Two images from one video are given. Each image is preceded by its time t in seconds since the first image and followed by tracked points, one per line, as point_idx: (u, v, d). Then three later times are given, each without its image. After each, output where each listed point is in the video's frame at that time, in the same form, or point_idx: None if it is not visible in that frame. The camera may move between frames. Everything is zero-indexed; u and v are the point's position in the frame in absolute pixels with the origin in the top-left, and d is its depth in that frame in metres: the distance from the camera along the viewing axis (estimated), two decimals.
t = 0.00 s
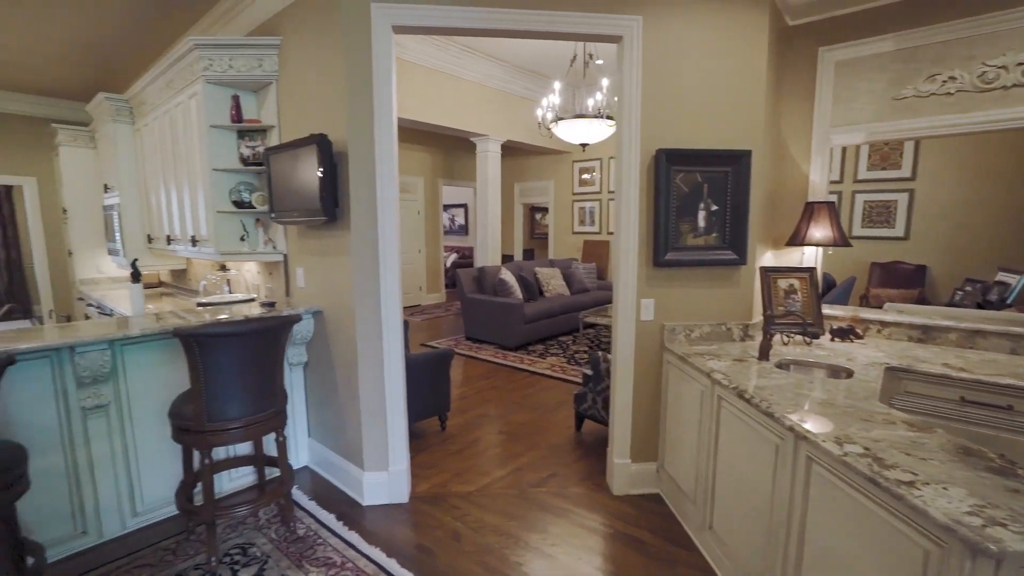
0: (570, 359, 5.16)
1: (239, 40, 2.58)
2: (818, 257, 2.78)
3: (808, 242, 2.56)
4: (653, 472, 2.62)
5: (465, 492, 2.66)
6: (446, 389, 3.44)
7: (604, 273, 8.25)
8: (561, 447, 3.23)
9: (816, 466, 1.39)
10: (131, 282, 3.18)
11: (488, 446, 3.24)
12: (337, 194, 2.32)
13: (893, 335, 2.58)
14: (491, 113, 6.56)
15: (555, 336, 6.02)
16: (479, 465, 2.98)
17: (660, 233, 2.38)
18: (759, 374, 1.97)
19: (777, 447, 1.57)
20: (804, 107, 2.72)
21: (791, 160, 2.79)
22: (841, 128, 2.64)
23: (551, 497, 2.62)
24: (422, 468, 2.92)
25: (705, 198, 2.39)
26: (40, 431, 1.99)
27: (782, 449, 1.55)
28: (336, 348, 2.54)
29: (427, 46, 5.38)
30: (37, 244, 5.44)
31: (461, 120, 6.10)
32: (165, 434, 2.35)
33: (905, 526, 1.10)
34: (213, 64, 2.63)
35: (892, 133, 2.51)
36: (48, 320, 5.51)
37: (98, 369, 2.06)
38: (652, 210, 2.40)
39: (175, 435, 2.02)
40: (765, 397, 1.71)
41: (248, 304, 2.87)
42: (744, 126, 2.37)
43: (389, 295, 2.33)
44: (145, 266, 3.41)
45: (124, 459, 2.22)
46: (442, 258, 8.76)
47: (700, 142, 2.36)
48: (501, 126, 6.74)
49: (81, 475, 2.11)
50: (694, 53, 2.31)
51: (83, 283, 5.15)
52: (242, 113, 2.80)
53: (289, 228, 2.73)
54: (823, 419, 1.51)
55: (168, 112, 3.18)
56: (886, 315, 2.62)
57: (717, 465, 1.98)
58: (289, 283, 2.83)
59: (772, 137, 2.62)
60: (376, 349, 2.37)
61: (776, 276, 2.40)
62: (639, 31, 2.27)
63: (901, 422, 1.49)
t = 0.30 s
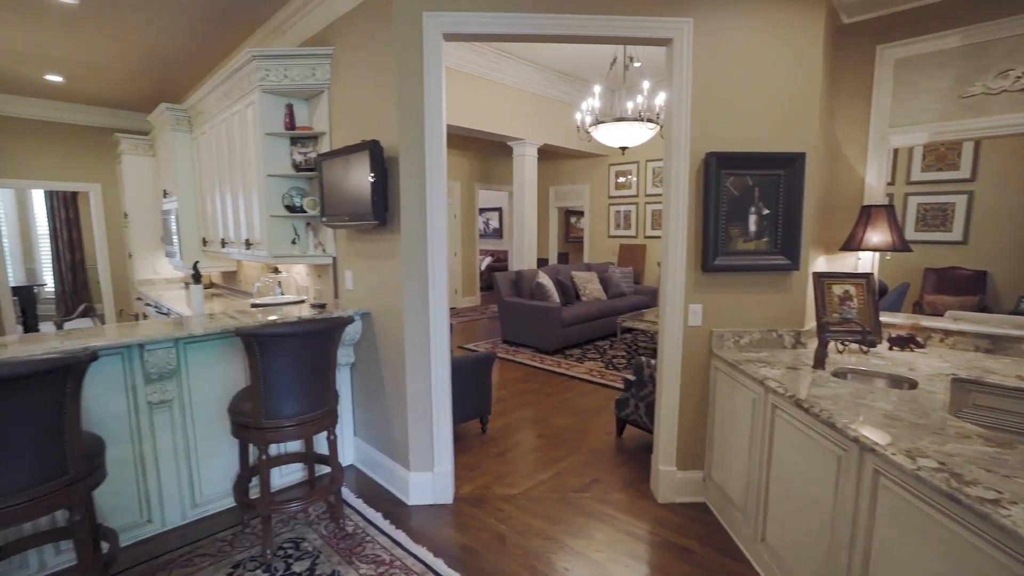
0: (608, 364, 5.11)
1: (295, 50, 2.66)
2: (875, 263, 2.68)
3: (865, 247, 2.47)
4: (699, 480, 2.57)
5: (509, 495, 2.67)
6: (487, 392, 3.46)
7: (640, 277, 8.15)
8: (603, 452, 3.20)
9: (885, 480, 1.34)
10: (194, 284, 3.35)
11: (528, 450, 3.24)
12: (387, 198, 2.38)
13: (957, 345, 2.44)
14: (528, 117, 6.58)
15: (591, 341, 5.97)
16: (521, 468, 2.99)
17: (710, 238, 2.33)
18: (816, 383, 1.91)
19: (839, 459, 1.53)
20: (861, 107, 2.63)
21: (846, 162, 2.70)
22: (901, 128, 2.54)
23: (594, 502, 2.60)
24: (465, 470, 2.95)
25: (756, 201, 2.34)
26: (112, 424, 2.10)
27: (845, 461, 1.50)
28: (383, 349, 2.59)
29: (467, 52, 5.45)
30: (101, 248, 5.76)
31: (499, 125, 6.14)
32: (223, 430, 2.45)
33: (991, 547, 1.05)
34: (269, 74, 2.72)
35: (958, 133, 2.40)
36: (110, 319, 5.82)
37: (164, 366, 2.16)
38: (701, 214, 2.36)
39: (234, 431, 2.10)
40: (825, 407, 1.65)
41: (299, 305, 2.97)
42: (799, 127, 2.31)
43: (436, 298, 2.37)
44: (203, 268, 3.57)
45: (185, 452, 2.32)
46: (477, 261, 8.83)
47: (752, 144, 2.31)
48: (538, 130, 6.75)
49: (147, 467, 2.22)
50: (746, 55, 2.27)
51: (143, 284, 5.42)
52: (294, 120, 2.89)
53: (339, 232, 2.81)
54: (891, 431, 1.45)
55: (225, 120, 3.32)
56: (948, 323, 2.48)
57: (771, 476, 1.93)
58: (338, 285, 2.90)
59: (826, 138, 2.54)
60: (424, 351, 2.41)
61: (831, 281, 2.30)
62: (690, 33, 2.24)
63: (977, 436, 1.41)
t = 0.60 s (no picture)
0: (647, 370, 5.03)
1: (344, 60, 2.74)
2: (937, 269, 2.55)
3: (927, 253, 2.36)
4: (746, 492, 2.51)
5: (549, 500, 2.66)
6: (527, 396, 3.46)
7: (677, 282, 8.00)
8: (644, 460, 3.15)
9: (958, 499, 1.28)
10: (245, 286, 3.41)
11: (568, 455, 3.22)
12: (434, 203, 2.41)
13: None
14: (565, 120, 6.56)
15: (628, 346, 5.90)
16: (562, 473, 2.97)
17: (759, 243, 2.28)
18: (875, 394, 1.83)
19: (904, 474, 1.46)
20: (922, 107, 2.52)
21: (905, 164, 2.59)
22: (964, 129, 2.40)
23: (636, 510, 2.56)
24: (505, 474, 2.95)
25: (809, 205, 2.26)
26: (172, 419, 2.20)
27: (912, 477, 1.44)
28: (427, 352, 2.63)
29: (506, 57, 5.48)
30: (156, 250, 6.03)
31: (535, 129, 6.15)
32: (273, 429, 2.52)
33: None
34: (319, 83, 2.80)
35: None
36: (163, 318, 6.08)
37: (221, 365, 2.25)
38: (749, 218, 2.31)
39: (285, 429, 2.16)
40: (888, 420, 1.58)
41: (345, 308, 3.04)
42: (855, 128, 2.23)
43: (481, 301, 2.39)
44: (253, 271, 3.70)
45: (238, 449, 2.41)
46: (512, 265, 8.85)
47: (805, 147, 2.25)
48: (575, 134, 6.72)
49: (203, 461, 2.31)
50: (799, 55, 2.21)
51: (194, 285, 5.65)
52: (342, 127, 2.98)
53: (384, 236, 2.87)
54: (963, 446, 1.38)
55: (276, 128, 3.44)
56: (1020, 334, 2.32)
57: (826, 489, 1.87)
58: (382, 288, 2.96)
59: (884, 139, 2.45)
60: (468, 354, 2.43)
61: (887, 288, 2.19)
62: (740, 34, 2.20)
63: None
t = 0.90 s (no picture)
0: (684, 376, 4.93)
1: (388, 67, 2.79)
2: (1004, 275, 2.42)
3: (994, 258, 2.23)
4: (794, 505, 2.42)
5: (588, 506, 2.64)
6: (564, 401, 3.43)
7: (714, 287, 7.82)
8: (685, 469, 3.09)
9: None
10: (293, 289, 3.43)
11: (606, 462, 3.18)
12: (476, 207, 2.42)
13: None
14: (601, 124, 6.51)
15: (664, 352, 5.80)
16: (600, 480, 2.94)
17: (810, 248, 2.20)
18: (939, 407, 1.74)
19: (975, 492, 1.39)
20: (987, 105, 2.39)
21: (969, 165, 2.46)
22: None
23: (677, 520, 2.51)
24: (543, 479, 2.94)
25: (864, 209, 2.18)
26: (223, 416, 2.28)
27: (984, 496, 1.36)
28: (467, 356, 2.64)
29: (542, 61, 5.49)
30: (204, 253, 6.28)
31: (571, 133, 6.13)
32: (318, 428, 2.58)
33: None
34: (364, 91, 2.86)
35: None
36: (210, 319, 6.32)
37: (271, 366, 2.32)
38: (800, 222, 2.24)
39: (331, 429, 2.21)
40: (956, 434, 1.50)
41: (386, 311, 3.09)
42: (915, 129, 2.13)
43: (522, 306, 2.39)
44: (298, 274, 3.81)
45: (285, 447, 2.48)
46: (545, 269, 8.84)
47: (860, 148, 2.17)
48: (611, 137, 6.66)
49: (252, 458, 2.39)
50: (853, 53, 2.13)
51: (239, 287, 5.86)
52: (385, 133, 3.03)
53: (425, 240, 2.91)
54: None
55: (320, 135, 3.53)
56: None
57: (885, 506, 1.78)
58: (423, 292, 3.00)
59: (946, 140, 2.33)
60: (510, 358, 2.43)
61: (950, 296, 2.08)
62: (792, 34, 2.14)
63: None
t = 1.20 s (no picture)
0: (723, 384, 4.81)
1: (428, 73, 2.84)
2: None
3: None
4: (845, 521, 2.32)
5: (627, 515, 2.59)
6: (601, 408, 3.39)
7: (752, 292, 7.61)
8: (726, 479, 3.00)
9: None
10: (336, 292, 3.51)
11: (644, 470, 3.13)
12: (516, 211, 2.42)
13: None
14: (636, 127, 6.44)
15: (701, 358, 5.67)
16: (638, 489, 2.88)
17: (864, 252, 2.12)
18: (1010, 422, 1.64)
19: None
20: None
21: None
22: None
23: (720, 532, 2.44)
24: (580, 486, 2.91)
25: (923, 212, 2.08)
26: (269, 416, 2.34)
27: None
28: (505, 360, 2.64)
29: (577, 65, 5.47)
30: (247, 257, 6.49)
31: (605, 136, 6.09)
32: (358, 430, 2.62)
33: None
34: (405, 97, 2.91)
35: None
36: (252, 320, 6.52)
37: (314, 367, 2.37)
38: (852, 226, 2.15)
39: (372, 431, 2.24)
40: None
41: (425, 314, 3.12)
42: (979, 128, 2.02)
43: (562, 310, 2.37)
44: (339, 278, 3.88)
45: (326, 449, 2.52)
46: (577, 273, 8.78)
47: (919, 149, 2.07)
48: (646, 140, 6.58)
49: (295, 458, 2.44)
50: (911, 50, 2.04)
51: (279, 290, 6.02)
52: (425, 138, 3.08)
53: (464, 245, 2.92)
54: None
55: (361, 141, 3.60)
56: None
57: (949, 526, 1.69)
58: (461, 296, 3.01)
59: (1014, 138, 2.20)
60: (549, 364, 2.42)
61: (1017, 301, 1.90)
62: (844, 32, 2.06)
63: None
